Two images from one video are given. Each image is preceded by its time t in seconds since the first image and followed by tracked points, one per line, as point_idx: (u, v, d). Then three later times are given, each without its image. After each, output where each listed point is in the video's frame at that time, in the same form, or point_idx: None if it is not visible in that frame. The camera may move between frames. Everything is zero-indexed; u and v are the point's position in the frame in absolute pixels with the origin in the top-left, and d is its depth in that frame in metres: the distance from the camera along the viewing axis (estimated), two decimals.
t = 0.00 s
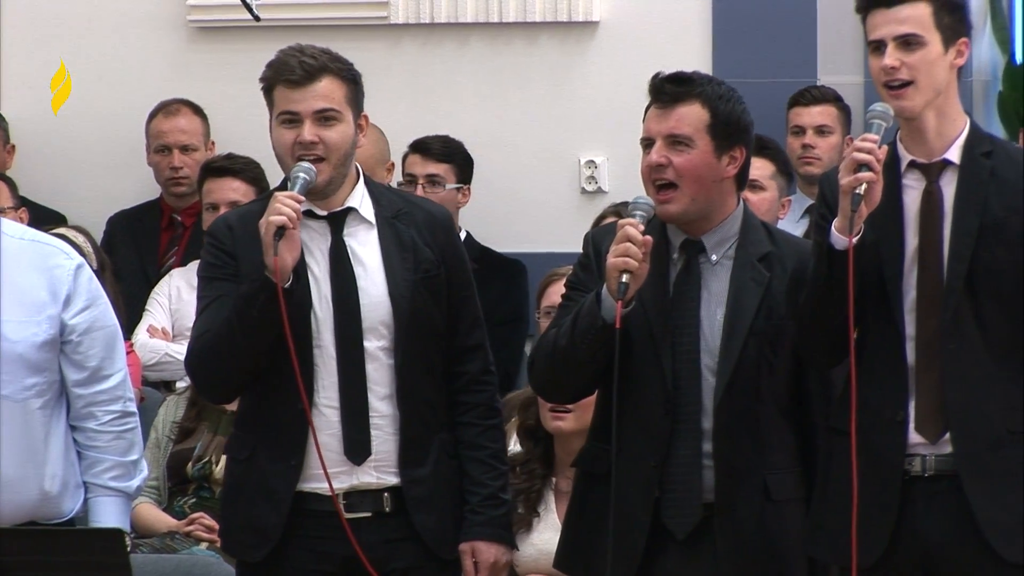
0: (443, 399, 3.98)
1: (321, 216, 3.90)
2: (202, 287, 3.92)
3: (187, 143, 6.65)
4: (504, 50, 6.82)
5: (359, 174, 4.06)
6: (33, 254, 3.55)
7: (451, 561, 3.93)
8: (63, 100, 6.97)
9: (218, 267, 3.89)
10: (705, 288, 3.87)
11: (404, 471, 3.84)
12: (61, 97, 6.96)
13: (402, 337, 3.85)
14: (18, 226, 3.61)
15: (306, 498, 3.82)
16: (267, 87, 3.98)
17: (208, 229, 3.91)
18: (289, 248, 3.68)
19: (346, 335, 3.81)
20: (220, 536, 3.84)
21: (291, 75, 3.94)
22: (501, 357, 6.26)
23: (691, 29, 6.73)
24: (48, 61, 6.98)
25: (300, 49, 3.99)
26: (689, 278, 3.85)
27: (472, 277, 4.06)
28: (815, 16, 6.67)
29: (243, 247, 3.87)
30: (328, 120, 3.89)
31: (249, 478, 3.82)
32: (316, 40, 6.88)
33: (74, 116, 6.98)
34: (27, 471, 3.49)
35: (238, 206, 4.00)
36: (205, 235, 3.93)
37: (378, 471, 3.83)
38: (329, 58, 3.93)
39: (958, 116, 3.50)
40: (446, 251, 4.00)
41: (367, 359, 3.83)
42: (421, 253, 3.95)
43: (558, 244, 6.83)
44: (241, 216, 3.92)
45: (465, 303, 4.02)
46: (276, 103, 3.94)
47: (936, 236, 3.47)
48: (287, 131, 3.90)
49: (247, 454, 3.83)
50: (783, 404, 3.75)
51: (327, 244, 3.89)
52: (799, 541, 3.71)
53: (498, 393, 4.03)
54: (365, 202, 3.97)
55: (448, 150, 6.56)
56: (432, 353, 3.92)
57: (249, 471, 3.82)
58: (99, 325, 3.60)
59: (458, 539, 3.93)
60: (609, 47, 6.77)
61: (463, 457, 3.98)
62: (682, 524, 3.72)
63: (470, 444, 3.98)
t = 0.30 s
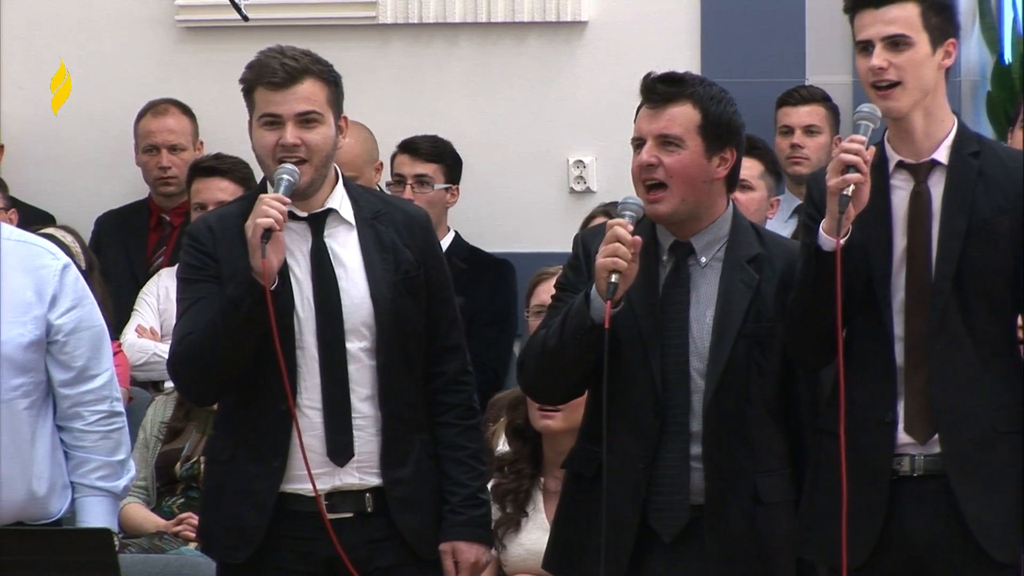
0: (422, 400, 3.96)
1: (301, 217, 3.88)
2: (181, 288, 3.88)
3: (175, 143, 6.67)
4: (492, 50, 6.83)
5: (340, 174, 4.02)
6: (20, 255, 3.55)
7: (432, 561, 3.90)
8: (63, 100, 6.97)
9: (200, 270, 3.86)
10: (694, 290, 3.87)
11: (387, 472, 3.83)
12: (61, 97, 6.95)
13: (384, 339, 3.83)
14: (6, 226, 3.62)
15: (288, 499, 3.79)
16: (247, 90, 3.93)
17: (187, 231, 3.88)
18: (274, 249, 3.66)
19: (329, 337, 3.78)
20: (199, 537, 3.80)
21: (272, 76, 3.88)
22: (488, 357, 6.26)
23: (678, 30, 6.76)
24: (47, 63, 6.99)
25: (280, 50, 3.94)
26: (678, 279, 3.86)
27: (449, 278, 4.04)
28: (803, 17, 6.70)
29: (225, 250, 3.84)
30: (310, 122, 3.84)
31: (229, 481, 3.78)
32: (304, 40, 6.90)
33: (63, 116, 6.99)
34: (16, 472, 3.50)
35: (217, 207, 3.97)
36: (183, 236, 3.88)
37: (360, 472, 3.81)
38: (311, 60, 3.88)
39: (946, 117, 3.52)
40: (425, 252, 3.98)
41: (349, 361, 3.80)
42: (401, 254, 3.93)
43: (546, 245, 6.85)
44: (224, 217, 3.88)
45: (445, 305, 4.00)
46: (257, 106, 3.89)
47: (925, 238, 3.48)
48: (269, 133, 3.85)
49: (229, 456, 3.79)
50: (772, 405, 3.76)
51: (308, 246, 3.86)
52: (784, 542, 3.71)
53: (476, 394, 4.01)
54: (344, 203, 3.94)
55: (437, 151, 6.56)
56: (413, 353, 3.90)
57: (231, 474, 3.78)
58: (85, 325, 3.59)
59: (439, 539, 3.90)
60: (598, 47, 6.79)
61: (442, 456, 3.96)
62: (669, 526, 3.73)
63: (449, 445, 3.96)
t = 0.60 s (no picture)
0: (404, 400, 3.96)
1: (286, 217, 3.88)
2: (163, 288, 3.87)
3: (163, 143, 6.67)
4: (479, 51, 6.85)
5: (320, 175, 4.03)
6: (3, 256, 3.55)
7: (417, 561, 3.91)
8: (63, 100, 6.98)
9: (182, 270, 3.85)
10: (684, 291, 3.88)
11: (373, 471, 3.83)
12: (61, 97, 6.96)
13: (369, 338, 3.83)
14: None
15: (274, 499, 3.79)
16: (229, 89, 3.92)
17: (169, 232, 3.87)
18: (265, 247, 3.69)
19: (314, 336, 3.78)
20: (184, 537, 3.80)
21: (257, 76, 3.88)
22: (475, 357, 6.27)
23: (665, 30, 6.78)
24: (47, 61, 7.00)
25: (264, 51, 3.93)
26: (668, 280, 3.88)
27: (430, 279, 4.06)
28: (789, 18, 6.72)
29: (209, 249, 3.85)
30: (294, 122, 3.84)
31: (214, 480, 3.78)
32: (291, 41, 6.90)
33: (48, 116, 7.00)
34: None
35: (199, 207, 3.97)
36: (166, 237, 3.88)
37: (346, 471, 3.81)
38: (295, 61, 3.88)
39: (933, 117, 3.54)
40: (406, 251, 3.99)
41: (334, 360, 3.80)
42: (384, 254, 3.94)
43: (534, 245, 6.86)
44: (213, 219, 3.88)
45: (426, 305, 4.01)
46: (240, 106, 3.89)
47: (912, 237, 3.49)
48: (253, 133, 3.85)
49: (214, 457, 3.78)
50: (762, 406, 3.76)
51: (292, 247, 3.86)
52: (770, 541, 3.72)
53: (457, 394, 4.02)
54: (327, 204, 3.94)
55: (424, 151, 6.57)
56: (396, 353, 3.91)
57: (216, 475, 3.77)
58: (69, 327, 3.61)
59: (423, 537, 3.91)
60: (585, 48, 6.81)
61: (424, 457, 3.96)
62: (658, 526, 3.74)
63: (431, 444, 3.97)
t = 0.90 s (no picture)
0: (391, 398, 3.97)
1: (272, 217, 3.88)
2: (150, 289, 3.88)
3: (150, 143, 6.67)
4: (467, 51, 6.88)
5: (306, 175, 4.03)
6: None
7: (406, 560, 3.92)
8: (64, 99, 7.00)
9: (169, 271, 3.86)
10: (674, 292, 3.90)
11: (362, 471, 3.84)
12: (62, 97, 6.99)
13: (357, 338, 3.85)
14: None
15: (262, 499, 3.80)
16: (216, 90, 3.93)
17: (155, 231, 3.87)
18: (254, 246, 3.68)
19: (302, 336, 3.79)
20: (172, 537, 3.81)
21: (243, 77, 3.88)
22: (463, 358, 6.28)
23: (651, 31, 6.82)
24: (47, 62, 7.00)
25: (250, 52, 3.93)
26: (659, 281, 3.90)
27: (415, 278, 4.07)
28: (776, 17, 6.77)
29: (196, 249, 3.85)
30: (281, 123, 3.85)
31: (203, 480, 3.79)
32: (278, 41, 6.93)
33: (36, 116, 7.02)
34: None
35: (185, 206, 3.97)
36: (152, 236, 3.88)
37: (335, 470, 3.82)
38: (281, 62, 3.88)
39: (920, 116, 3.56)
40: (393, 252, 4.01)
41: (322, 360, 3.82)
42: (371, 253, 3.95)
43: (521, 245, 6.89)
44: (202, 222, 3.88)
45: (412, 305, 4.02)
46: (227, 107, 3.89)
47: (900, 238, 3.52)
48: (239, 134, 3.85)
49: (202, 457, 3.79)
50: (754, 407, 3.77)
51: (279, 247, 3.87)
52: (758, 540, 3.74)
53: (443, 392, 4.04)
54: (313, 204, 3.95)
55: (410, 150, 6.59)
56: (383, 352, 3.92)
57: (205, 476, 3.79)
58: (52, 327, 3.61)
59: (412, 536, 3.91)
60: (572, 48, 6.84)
61: (410, 456, 3.97)
62: (649, 527, 3.75)
63: (419, 443, 3.98)
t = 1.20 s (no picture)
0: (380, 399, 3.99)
1: (260, 219, 3.89)
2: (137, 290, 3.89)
3: (136, 143, 6.71)
4: (453, 50, 6.94)
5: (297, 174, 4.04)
6: None
7: (392, 562, 3.92)
8: (64, 99, 7.07)
9: (157, 273, 3.86)
10: (663, 294, 3.92)
11: (348, 473, 3.85)
12: (61, 97, 7.06)
13: (343, 340, 3.85)
14: None
15: (249, 501, 3.80)
16: (204, 94, 3.92)
17: (144, 232, 3.88)
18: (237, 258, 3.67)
19: (287, 338, 3.79)
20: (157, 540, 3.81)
21: (229, 85, 3.86)
22: (450, 358, 6.29)
23: (636, 31, 6.88)
24: (47, 62, 7.07)
25: (237, 56, 3.91)
26: (648, 284, 3.91)
27: (405, 278, 4.08)
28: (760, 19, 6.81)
29: (183, 251, 3.85)
30: (267, 129, 3.85)
31: (189, 483, 3.79)
32: (264, 41, 6.99)
33: (24, 115, 7.09)
34: None
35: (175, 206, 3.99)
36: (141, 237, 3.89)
37: (320, 472, 3.83)
38: (269, 68, 3.86)
39: (905, 116, 3.58)
40: (382, 254, 4.01)
41: (307, 363, 3.81)
42: (359, 255, 3.95)
43: (507, 245, 6.94)
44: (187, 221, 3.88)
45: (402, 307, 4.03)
46: (214, 111, 3.89)
47: (885, 240, 3.53)
48: (225, 140, 3.85)
49: (188, 460, 3.80)
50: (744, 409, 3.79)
51: (266, 249, 3.88)
52: (746, 541, 3.75)
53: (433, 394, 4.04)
54: (302, 206, 3.95)
55: (396, 150, 6.60)
56: (370, 354, 3.92)
57: (189, 479, 3.79)
58: (35, 327, 3.62)
59: (399, 537, 3.93)
60: (558, 47, 6.90)
61: (399, 457, 3.98)
62: (637, 530, 3.77)
63: (407, 444, 3.99)
